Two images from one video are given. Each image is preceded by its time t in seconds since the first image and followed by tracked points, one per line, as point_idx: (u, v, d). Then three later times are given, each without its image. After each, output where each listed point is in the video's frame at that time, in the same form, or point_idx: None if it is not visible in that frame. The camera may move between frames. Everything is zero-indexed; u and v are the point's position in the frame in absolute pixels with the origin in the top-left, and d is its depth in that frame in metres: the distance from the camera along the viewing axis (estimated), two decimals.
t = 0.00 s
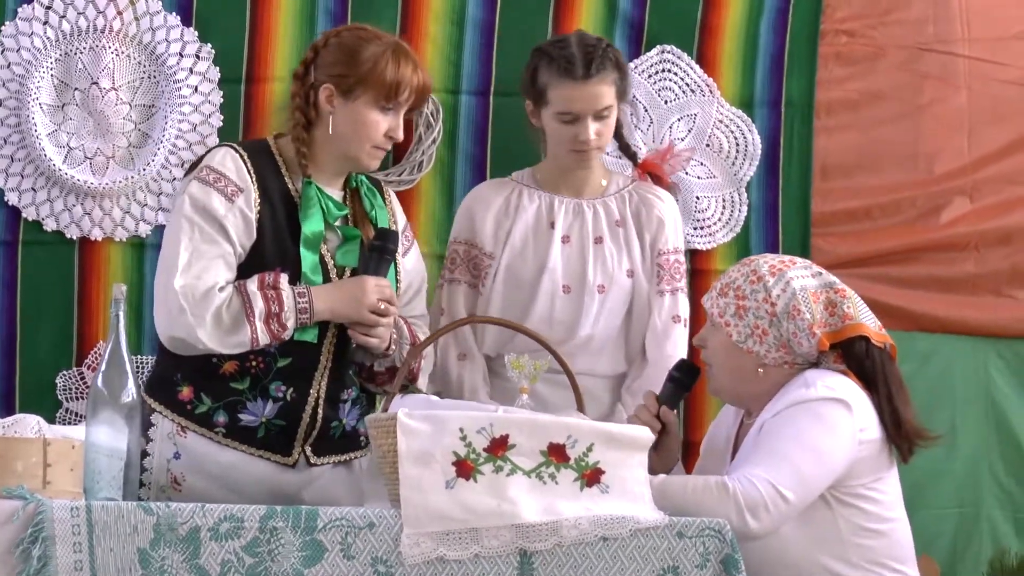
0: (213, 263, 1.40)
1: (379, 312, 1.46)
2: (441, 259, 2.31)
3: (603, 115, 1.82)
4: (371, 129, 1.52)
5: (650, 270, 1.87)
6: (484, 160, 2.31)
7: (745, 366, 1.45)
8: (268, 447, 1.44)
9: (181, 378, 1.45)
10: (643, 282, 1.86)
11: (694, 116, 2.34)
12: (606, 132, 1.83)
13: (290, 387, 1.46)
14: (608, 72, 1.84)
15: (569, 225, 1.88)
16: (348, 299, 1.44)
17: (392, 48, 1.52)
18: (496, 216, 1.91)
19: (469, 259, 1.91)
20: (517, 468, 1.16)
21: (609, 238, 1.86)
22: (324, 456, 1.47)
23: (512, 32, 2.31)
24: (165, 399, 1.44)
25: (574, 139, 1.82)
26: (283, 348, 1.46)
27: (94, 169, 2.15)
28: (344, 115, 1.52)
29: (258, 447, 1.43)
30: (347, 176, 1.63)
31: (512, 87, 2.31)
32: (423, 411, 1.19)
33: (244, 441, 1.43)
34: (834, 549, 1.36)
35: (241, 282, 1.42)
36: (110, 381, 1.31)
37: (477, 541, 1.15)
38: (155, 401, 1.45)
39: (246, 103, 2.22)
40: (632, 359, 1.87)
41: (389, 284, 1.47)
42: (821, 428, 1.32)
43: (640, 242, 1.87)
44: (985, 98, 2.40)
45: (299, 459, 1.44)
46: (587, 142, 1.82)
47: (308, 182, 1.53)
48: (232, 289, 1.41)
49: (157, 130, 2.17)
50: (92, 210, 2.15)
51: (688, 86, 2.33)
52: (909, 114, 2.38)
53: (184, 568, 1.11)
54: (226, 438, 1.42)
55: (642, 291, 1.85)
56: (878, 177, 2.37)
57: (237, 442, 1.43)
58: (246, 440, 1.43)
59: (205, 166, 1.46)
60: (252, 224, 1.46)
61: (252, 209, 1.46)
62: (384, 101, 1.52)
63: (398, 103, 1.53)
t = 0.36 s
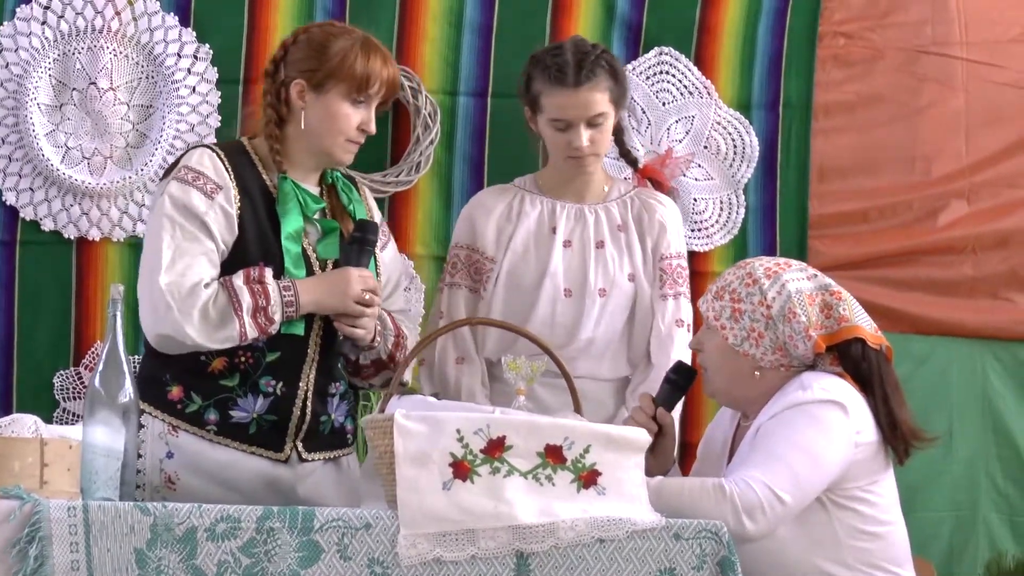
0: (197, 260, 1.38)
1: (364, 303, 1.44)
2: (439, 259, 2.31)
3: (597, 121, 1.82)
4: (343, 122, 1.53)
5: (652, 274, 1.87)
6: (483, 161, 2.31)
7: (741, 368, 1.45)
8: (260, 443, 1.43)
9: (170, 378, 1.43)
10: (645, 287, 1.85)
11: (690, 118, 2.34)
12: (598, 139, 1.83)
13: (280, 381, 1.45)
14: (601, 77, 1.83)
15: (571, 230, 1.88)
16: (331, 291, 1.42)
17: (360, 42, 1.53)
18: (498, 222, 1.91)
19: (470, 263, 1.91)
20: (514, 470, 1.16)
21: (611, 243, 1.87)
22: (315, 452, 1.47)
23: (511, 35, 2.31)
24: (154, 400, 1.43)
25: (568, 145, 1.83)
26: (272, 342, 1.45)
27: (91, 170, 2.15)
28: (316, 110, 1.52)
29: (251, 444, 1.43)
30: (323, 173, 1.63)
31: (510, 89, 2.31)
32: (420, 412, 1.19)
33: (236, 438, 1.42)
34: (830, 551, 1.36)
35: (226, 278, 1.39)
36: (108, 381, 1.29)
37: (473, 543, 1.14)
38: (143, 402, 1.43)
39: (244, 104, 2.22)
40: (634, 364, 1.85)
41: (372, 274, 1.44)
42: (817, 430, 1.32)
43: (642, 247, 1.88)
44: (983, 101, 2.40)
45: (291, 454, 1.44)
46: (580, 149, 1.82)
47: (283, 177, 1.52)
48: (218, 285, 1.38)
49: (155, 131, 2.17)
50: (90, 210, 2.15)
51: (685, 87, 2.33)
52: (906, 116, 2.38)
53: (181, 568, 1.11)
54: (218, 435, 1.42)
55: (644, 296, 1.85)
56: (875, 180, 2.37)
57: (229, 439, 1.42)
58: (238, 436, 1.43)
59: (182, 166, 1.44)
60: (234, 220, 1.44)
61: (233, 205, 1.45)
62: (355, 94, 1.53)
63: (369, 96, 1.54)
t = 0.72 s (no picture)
0: (190, 263, 1.31)
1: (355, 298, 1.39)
2: (441, 262, 2.31)
3: (580, 126, 1.82)
4: (318, 120, 1.46)
5: (654, 277, 1.86)
6: (484, 163, 2.31)
7: (739, 373, 1.45)
8: (258, 442, 1.40)
9: (167, 380, 1.40)
10: (648, 290, 1.85)
11: (693, 119, 2.34)
12: (580, 144, 1.83)
13: (277, 379, 1.42)
14: (585, 80, 1.83)
15: (572, 232, 1.89)
16: (322, 287, 1.36)
17: (332, 40, 1.46)
18: (499, 224, 1.92)
19: (473, 267, 1.91)
20: (516, 472, 1.16)
21: (613, 246, 1.87)
22: (311, 450, 1.44)
23: (513, 37, 2.32)
24: (151, 403, 1.39)
25: (551, 148, 1.82)
26: (268, 340, 1.42)
27: (93, 172, 2.15)
28: (291, 110, 1.46)
29: (249, 444, 1.40)
30: (299, 173, 1.57)
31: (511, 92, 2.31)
32: (421, 415, 1.20)
33: (234, 438, 1.39)
34: (834, 554, 1.36)
35: (220, 278, 1.32)
36: (109, 383, 1.29)
37: (475, 545, 1.14)
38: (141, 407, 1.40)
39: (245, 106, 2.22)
40: (636, 366, 1.85)
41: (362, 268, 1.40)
42: (819, 432, 1.32)
43: (644, 251, 1.88)
44: (985, 103, 2.40)
45: (289, 453, 1.41)
46: (562, 153, 1.81)
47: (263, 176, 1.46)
48: (212, 287, 1.32)
49: (156, 133, 2.17)
50: (91, 212, 2.15)
51: (687, 90, 2.33)
52: (908, 118, 2.38)
53: (182, 570, 1.11)
54: (216, 435, 1.39)
55: (645, 299, 1.85)
56: (876, 181, 2.37)
57: (227, 439, 1.39)
58: (236, 436, 1.39)
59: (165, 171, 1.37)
60: (223, 222, 1.38)
61: (221, 207, 1.38)
62: (329, 91, 1.47)
63: (343, 93, 1.47)
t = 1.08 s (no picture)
0: (185, 269, 1.30)
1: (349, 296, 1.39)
2: (442, 263, 2.31)
3: (572, 123, 1.81)
4: (297, 120, 1.44)
5: (652, 277, 1.85)
6: (485, 165, 2.32)
7: (770, 366, 1.43)
8: (258, 442, 1.40)
9: (164, 382, 1.39)
10: (643, 287, 1.84)
11: (694, 121, 2.34)
12: (572, 141, 1.82)
13: (275, 380, 1.42)
14: (578, 79, 1.82)
15: (569, 232, 1.88)
16: (316, 287, 1.36)
17: (306, 39, 1.45)
18: (496, 226, 1.92)
19: (471, 271, 1.92)
20: (518, 474, 1.16)
21: (609, 245, 1.86)
22: (309, 450, 1.45)
23: (515, 39, 2.32)
24: (149, 406, 1.39)
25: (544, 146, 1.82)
26: (264, 341, 1.42)
27: (95, 174, 2.15)
28: (270, 112, 1.44)
29: (250, 444, 1.40)
30: (279, 177, 1.57)
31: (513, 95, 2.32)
32: (424, 417, 1.20)
33: (234, 439, 1.39)
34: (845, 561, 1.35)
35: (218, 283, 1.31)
36: (112, 386, 1.29)
37: (478, 547, 1.14)
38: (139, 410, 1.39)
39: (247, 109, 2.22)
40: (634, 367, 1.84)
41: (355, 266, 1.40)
42: (835, 441, 1.31)
43: (641, 250, 1.86)
44: (987, 104, 2.40)
45: (288, 452, 1.42)
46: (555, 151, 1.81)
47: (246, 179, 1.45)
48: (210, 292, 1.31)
49: (158, 135, 2.17)
50: (93, 215, 2.16)
51: (689, 91, 2.34)
52: (910, 119, 2.38)
53: (185, 573, 1.11)
54: (217, 437, 1.38)
55: (642, 298, 1.84)
56: (878, 182, 2.37)
57: (228, 440, 1.38)
58: (237, 437, 1.39)
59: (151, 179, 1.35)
60: (214, 227, 1.37)
61: (211, 212, 1.37)
62: (306, 90, 1.45)
63: (321, 92, 1.46)
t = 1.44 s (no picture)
0: (177, 277, 1.30)
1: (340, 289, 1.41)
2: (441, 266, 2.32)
3: (547, 118, 1.81)
4: (272, 115, 1.45)
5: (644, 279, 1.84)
6: (485, 167, 2.32)
7: (798, 366, 1.42)
8: (257, 442, 1.40)
9: (162, 385, 1.39)
10: (632, 286, 1.82)
11: (694, 124, 2.34)
12: (547, 137, 1.81)
13: (272, 379, 1.42)
14: (554, 75, 1.81)
15: (557, 231, 1.86)
16: (307, 284, 1.37)
17: (266, 35, 1.45)
18: (484, 225, 1.89)
19: (453, 272, 1.88)
20: (517, 477, 1.16)
21: (598, 244, 1.84)
22: (308, 448, 1.45)
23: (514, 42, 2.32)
24: (148, 410, 1.38)
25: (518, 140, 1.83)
26: (260, 340, 1.42)
27: (95, 177, 2.15)
28: (244, 111, 1.44)
29: (249, 444, 1.39)
30: (265, 179, 1.57)
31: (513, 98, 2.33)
32: (423, 420, 1.19)
33: (234, 439, 1.39)
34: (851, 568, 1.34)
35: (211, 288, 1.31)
36: (112, 389, 1.28)
37: (478, 550, 1.14)
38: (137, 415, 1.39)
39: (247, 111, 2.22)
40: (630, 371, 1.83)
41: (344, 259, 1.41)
42: (847, 452, 1.30)
43: (629, 249, 1.85)
44: (987, 108, 2.40)
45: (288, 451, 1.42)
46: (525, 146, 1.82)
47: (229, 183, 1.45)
48: (203, 297, 1.30)
49: (158, 138, 2.17)
50: (92, 218, 2.16)
51: (689, 94, 2.34)
52: (910, 123, 2.38)
53: None
54: (216, 437, 1.38)
55: (631, 299, 1.82)
56: (878, 186, 2.37)
57: (228, 441, 1.38)
58: (237, 437, 1.39)
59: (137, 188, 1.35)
60: (201, 234, 1.36)
61: (198, 219, 1.37)
62: (276, 84, 1.45)
63: (291, 84, 1.46)
